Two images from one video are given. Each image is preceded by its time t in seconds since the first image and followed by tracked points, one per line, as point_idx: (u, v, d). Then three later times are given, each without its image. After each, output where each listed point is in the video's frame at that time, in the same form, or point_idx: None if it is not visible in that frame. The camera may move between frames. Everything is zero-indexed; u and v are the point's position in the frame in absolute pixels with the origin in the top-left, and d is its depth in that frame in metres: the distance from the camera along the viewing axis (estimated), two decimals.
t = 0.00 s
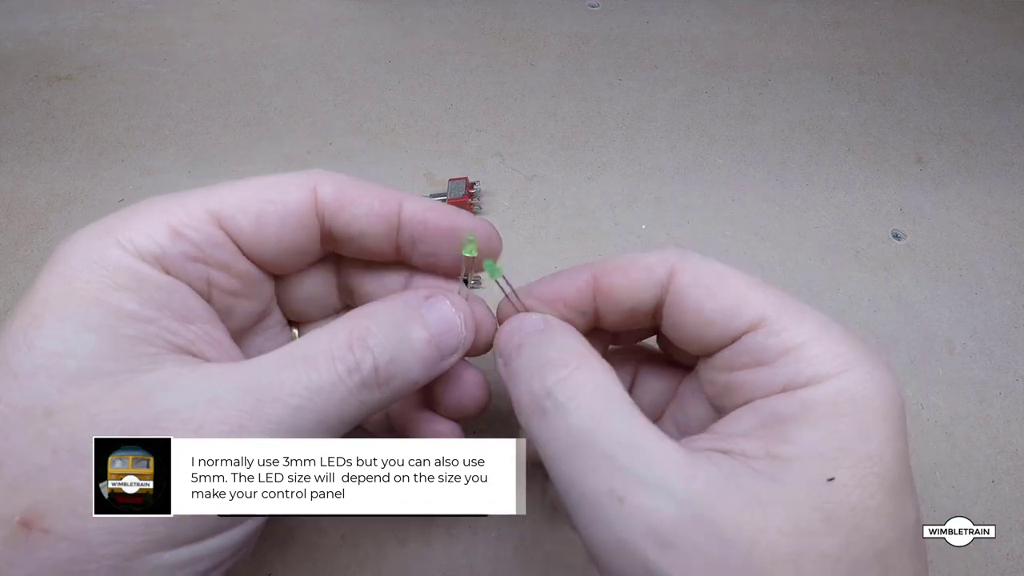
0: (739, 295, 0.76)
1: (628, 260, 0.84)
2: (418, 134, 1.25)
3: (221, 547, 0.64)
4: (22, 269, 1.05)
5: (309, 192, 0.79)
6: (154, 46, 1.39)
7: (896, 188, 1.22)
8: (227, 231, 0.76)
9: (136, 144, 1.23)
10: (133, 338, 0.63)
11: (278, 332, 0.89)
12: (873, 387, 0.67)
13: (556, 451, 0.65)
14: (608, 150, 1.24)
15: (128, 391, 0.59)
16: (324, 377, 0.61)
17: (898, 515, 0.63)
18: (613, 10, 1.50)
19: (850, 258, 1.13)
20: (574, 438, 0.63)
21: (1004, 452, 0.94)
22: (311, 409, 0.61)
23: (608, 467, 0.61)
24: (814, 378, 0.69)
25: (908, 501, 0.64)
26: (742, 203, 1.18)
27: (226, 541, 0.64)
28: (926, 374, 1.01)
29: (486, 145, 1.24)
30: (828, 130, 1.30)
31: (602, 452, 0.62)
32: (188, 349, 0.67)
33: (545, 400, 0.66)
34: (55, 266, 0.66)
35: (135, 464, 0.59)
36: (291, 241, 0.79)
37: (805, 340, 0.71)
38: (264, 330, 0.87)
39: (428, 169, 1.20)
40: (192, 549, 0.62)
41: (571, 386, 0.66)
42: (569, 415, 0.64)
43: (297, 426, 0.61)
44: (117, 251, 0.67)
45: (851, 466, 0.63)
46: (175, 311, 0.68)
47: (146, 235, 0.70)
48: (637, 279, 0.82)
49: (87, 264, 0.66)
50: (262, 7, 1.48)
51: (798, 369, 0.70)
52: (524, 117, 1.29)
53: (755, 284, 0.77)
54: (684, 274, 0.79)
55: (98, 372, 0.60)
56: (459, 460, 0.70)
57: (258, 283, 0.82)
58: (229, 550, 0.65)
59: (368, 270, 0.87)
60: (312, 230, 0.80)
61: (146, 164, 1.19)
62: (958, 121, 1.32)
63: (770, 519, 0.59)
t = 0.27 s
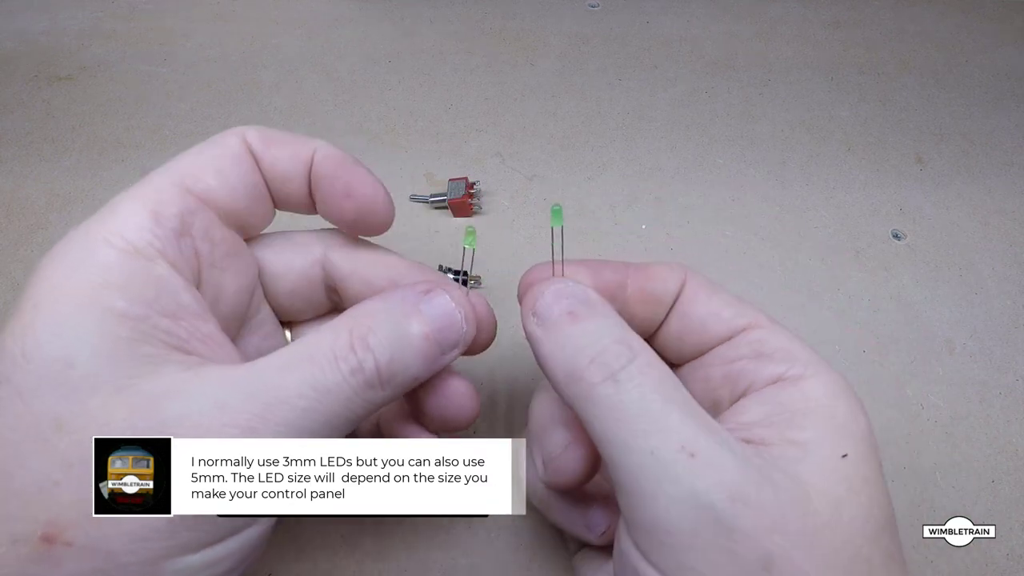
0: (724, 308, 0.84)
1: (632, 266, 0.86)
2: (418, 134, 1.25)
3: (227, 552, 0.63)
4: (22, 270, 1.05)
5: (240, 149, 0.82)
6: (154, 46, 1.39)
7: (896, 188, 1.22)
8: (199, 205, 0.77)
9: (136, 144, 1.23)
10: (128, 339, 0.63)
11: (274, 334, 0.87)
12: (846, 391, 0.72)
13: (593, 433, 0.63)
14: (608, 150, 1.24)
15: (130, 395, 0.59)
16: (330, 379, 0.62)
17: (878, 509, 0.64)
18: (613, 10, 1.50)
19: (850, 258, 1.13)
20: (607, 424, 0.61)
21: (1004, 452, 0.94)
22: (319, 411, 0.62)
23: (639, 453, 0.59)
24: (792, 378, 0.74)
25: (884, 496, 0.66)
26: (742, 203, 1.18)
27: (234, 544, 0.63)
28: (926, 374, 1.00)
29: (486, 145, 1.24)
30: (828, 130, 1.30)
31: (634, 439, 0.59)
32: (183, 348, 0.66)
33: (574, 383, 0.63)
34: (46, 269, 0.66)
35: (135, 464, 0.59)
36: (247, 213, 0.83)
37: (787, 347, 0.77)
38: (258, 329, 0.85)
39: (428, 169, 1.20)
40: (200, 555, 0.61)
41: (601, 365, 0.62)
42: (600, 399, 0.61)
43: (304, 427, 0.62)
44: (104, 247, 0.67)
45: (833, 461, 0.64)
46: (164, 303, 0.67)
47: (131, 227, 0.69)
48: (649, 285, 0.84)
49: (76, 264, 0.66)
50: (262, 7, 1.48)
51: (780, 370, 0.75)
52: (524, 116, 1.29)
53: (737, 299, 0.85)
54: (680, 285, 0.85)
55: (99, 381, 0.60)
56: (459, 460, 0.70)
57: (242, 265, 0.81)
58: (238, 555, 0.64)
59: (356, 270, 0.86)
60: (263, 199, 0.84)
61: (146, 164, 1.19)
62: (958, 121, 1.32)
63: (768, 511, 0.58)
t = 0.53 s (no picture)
0: (696, 308, 0.84)
1: (605, 272, 0.87)
2: (418, 134, 1.25)
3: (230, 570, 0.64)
4: (22, 270, 1.05)
5: (234, 155, 0.81)
6: (154, 46, 1.39)
7: (896, 188, 1.22)
8: (196, 214, 0.76)
9: (136, 144, 1.23)
10: (129, 356, 0.62)
11: (273, 341, 0.88)
12: (818, 385, 0.72)
13: (569, 437, 0.63)
14: (608, 150, 1.24)
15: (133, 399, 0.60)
16: (338, 394, 0.63)
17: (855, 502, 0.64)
18: (613, 10, 1.50)
19: (850, 258, 1.13)
20: (583, 429, 0.61)
21: (1004, 452, 0.94)
22: (326, 427, 0.63)
23: (610, 454, 0.59)
24: (763, 375, 0.74)
25: (861, 490, 0.66)
26: (742, 203, 1.18)
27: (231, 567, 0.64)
28: (926, 374, 1.00)
29: (486, 145, 1.24)
30: (828, 130, 1.30)
31: (607, 441, 0.59)
32: (184, 362, 0.66)
33: (548, 388, 0.64)
34: (39, 284, 0.65)
35: (135, 464, 0.59)
36: (243, 219, 0.83)
37: (758, 344, 0.78)
38: (259, 338, 0.86)
39: (428, 170, 1.20)
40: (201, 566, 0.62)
41: (573, 369, 0.62)
42: (574, 403, 0.62)
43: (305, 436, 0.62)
44: (99, 261, 0.67)
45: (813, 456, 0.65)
46: (164, 318, 0.67)
47: (126, 239, 0.69)
48: (622, 290, 0.85)
49: (70, 278, 0.65)
50: (262, 7, 1.48)
51: (752, 366, 0.75)
52: (524, 117, 1.29)
53: (710, 300, 0.86)
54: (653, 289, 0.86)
55: (102, 398, 0.60)
56: (459, 460, 0.70)
57: (241, 274, 0.81)
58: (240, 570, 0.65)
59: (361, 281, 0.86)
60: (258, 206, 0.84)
61: (146, 164, 1.19)
62: (958, 121, 1.32)
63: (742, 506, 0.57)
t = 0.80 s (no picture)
0: (698, 311, 0.85)
1: (609, 274, 0.87)
2: (418, 134, 1.25)
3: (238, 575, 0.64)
4: (22, 270, 1.05)
5: (234, 155, 0.81)
6: (154, 46, 1.39)
7: (896, 188, 1.22)
8: (198, 213, 0.76)
9: (136, 144, 1.23)
10: (135, 358, 0.62)
11: (278, 341, 0.88)
12: (820, 390, 0.73)
13: (572, 439, 0.63)
14: (608, 150, 1.24)
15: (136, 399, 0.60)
16: (346, 393, 0.63)
17: (861, 508, 0.64)
18: (613, 10, 1.50)
19: (850, 258, 1.13)
20: (587, 431, 0.61)
21: (1004, 452, 0.94)
22: (335, 426, 0.63)
23: (614, 458, 0.59)
24: (766, 379, 0.74)
25: (865, 495, 0.66)
26: (742, 203, 1.18)
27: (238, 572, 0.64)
28: (926, 374, 1.00)
29: (486, 145, 1.24)
30: (828, 130, 1.30)
31: (612, 444, 0.59)
32: (190, 364, 0.66)
33: (552, 391, 0.64)
34: (42, 287, 0.65)
35: (135, 464, 0.59)
36: (244, 220, 0.83)
37: (760, 348, 0.78)
38: (263, 339, 0.86)
39: (428, 169, 1.20)
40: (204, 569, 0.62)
41: (578, 372, 0.62)
42: (579, 406, 0.62)
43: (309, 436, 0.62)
44: (102, 262, 0.67)
45: (816, 461, 0.65)
46: (169, 319, 0.67)
47: (129, 241, 0.69)
48: (627, 292, 0.86)
49: (73, 280, 0.65)
50: (262, 7, 1.48)
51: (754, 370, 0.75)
52: (524, 116, 1.29)
53: (711, 303, 0.86)
54: (656, 292, 0.86)
55: (108, 401, 0.60)
56: (459, 460, 0.70)
57: (245, 272, 0.81)
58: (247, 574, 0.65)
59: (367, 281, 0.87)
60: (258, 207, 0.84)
61: (146, 164, 1.19)
62: (958, 121, 1.32)
63: (746, 512, 0.57)
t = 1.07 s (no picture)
0: (706, 313, 0.85)
1: (619, 275, 0.87)
2: (418, 134, 1.25)
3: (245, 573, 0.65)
4: (23, 270, 1.05)
5: (242, 150, 0.82)
6: (154, 46, 1.39)
7: (896, 188, 1.22)
8: (207, 209, 0.76)
9: (136, 144, 1.23)
10: (148, 353, 0.62)
11: (286, 337, 0.88)
12: (828, 394, 0.73)
13: (581, 440, 0.63)
14: (608, 150, 1.24)
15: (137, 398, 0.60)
16: (358, 387, 0.62)
17: (869, 513, 0.64)
18: (613, 10, 1.50)
19: (850, 258, 1.13)
20: (597, 433, 0.61)
21: (1004, 452, 0.94)
22: (347, 421, 0.63)
23: (625, 460, 0.59)
24: (774, 383, 0.74)
25: (873, 499, 0.66)
26: (742, 203, 1.18)
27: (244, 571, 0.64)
28: (926, 374, 1.00)
29: (486, 145, 1.24)
30: (828, 130, 1.30)
31: (623, 445, 0.59)
32: (201, 358, 0.66)
33: (562, 391, 0.64)
34: (53, 284, 0.65)
35: (135, 464, 0.59)
36: (253, 215, 0.83)
37: (768, 351, 0.78)
38: (272, 335, 0.86)
39: (428, 169, 1.20)
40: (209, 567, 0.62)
41: (588, 373, 0.62)
42: (590, 407, 0.61)
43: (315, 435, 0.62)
44: (111, 258, 0.67)
45: (828, 466, 0.65)
46: (180, 314, 0.67)
47: (139, 236, 0.69)
48: (637, 294, 0.86)
49: (83, 276, 0.65)
50: (262, 7, 1.48)
51: (762, 373, 0.76)
52: (524, 116, 1.29)
53: (719, 305, 0.87)
54: (666, 294, 0.86)
55: (120, 397, 0.59)
56: (459, 460, 0.70)
57: (253, 268, 0.81)
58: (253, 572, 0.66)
59: (378, 276, 0.87)
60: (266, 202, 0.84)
61: (146, 164, 1.19)
62: (958, 121, 1.32)
63: (758, 517, 0.57)
